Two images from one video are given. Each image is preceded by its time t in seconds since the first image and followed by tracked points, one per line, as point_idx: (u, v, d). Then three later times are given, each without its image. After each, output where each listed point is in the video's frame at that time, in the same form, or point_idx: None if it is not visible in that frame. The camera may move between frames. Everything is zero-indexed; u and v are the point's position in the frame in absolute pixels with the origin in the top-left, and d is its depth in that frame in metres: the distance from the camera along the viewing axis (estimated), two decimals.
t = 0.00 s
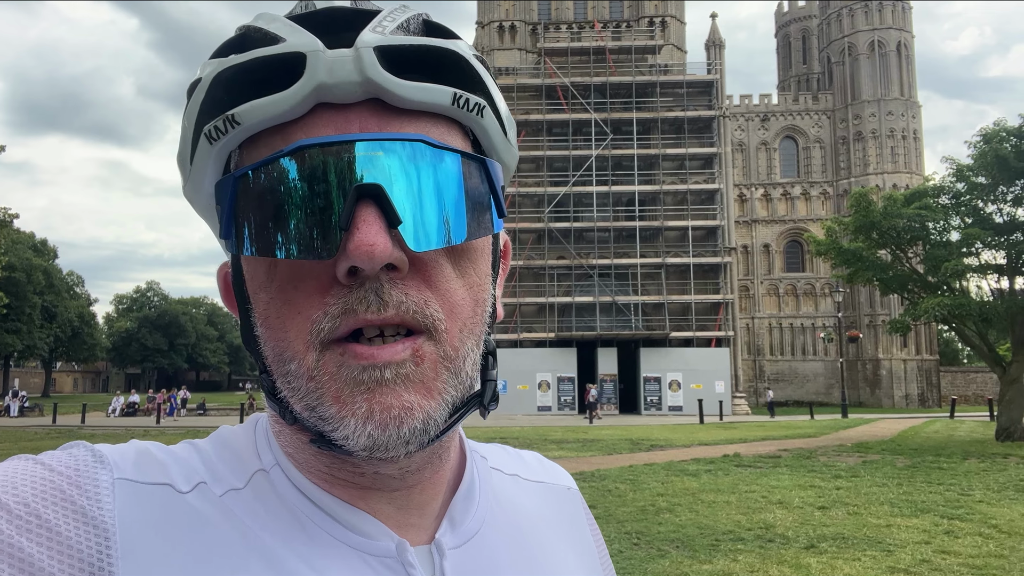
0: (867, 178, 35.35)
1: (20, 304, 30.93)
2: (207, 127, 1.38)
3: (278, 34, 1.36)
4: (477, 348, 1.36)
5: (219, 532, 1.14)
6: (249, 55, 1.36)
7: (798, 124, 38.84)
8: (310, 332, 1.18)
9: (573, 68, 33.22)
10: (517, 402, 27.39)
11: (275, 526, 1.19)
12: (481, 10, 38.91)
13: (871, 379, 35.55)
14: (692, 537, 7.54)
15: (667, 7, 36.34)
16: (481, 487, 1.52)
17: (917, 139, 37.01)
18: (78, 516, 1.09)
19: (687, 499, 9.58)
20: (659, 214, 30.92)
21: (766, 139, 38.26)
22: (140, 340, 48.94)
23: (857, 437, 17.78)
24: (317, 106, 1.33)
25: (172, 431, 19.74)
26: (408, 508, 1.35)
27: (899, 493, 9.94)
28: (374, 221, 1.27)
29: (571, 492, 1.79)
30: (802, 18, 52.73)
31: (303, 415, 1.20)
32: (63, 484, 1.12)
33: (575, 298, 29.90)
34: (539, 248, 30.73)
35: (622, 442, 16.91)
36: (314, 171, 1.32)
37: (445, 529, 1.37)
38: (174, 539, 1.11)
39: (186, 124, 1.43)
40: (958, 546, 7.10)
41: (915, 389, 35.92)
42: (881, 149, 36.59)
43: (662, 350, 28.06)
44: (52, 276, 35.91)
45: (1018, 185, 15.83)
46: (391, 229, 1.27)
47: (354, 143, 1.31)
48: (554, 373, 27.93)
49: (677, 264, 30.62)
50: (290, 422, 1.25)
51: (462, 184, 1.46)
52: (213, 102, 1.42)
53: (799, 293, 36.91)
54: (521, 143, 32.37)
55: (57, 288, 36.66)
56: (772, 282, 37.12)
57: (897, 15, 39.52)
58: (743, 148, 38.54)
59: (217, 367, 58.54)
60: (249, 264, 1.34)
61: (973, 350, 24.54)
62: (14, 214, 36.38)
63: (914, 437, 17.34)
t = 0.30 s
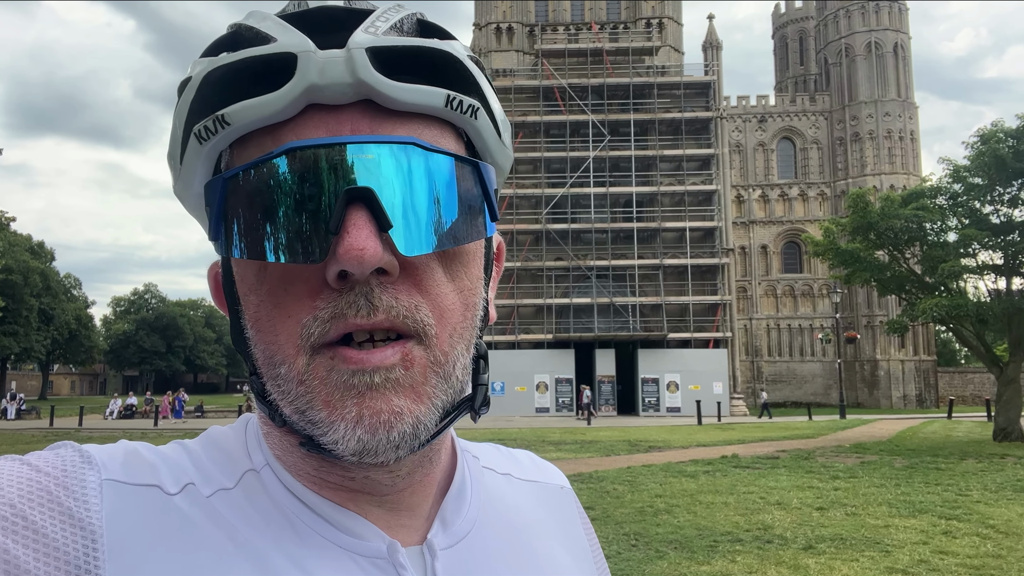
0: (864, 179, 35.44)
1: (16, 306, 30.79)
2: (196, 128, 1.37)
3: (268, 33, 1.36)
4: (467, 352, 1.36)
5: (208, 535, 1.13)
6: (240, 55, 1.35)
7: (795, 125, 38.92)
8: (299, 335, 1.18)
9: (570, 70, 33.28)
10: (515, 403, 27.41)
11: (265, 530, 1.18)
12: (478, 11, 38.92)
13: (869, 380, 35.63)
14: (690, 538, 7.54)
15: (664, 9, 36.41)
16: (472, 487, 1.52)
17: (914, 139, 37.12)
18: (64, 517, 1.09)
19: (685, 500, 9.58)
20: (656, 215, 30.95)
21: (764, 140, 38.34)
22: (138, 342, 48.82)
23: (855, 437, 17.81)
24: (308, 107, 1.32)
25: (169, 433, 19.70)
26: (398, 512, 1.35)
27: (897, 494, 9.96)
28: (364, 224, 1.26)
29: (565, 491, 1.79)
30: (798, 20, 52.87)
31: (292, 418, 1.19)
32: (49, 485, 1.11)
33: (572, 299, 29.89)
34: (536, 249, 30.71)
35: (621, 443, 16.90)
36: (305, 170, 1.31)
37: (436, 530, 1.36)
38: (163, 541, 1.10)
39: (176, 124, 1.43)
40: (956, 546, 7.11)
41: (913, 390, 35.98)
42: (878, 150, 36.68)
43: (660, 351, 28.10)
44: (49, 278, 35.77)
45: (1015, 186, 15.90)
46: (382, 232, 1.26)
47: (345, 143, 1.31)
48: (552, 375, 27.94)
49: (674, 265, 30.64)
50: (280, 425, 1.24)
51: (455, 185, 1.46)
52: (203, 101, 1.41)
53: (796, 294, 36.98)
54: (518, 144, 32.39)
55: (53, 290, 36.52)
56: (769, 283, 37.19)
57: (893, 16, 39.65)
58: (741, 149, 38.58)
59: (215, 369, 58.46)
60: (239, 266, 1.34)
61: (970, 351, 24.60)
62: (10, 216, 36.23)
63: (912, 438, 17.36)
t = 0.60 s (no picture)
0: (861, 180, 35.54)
1: (13, 309, 30.69)
2: (193, 132, 1.38)
3: (265, 37, 1.36)
4: (462, 357, 1.37)
5: (205, 542, 1.13)
6: (236, 59, 1.36)
7: (793, 126, 39.00)
8: (296, 339, 1.19)
9: (567, 72, 33.31)
10: (514, 404, 27.42)
11: (263, 535, 1.18)
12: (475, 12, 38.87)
13: (867, 380, 35.72)
14: (688, 539, 7.55)
15: (661, 10, 36.45)
16: (472, 491, 1.52)
17: (911, 140, 37.19)
18: (64, 522, 1.09)
19: (684, 501, 9.58)
20: (654, 216, 30.99)
21: (761, 141, 38.40)
22: (135, 344, 48.71)
23: (853, 438, 17.83)
24: (304, 110, 1.33)
25: (167, 436, 19.67)
26: (396, 515, 1.35)
27: (895, 494, 9.97)
28: (360, 229, 1.27)
29: (565, 493, 1.80)
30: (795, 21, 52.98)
31: (289, 422, 1.20)
32: (47, 491, 1.12)
33: (570, 300, 29.91)
34: (534, 251, 30.72)
35: (620, 444, 16.92)
36: (303, 174, 1.31)
37: (436, 534, 1.37)
38: (161, 549, 1.11)
39: (173, 128, 1.43)
40: (954, 546, 7.13)
41: (910, 390, 36.08)
42: (875, 151, 36.75)
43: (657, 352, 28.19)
44: (46, 280, 35.67)
45: (1012, 186, 15.95)
46: (378, 235, 1.27)
47: (342, 146, 1.31)
48: (550, 376, 27.97)
49: (672, 266, 30.66)
50: (277, 429, 1.25)
51: (452, 189, 1.47)
52: (200, 104, 1.41)
53: (794, 295, 37.05)
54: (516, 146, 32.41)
55: (50, 292, 36.40)
56: (767, 284, 37.26)
57: (890, 17, 39.73)
58: (738, 150, 38.61)
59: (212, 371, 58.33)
60: (236, 271, 1.34)
61: (968, 351, 24.68)
62: (6, 218, 36.12)
63: (910, 438, 17.39)
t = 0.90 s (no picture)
0: (859, 180, 35.64)
1: (10, 311, 30.61)
2: (198, 126, 1.41)
3: (267, 32, 1.39)
4: (467, 349, 1.39)
5: (212, 534, 1.16)
6: (240, 53, 1.38)
7: (790, 127, 39.14)
8: (299, 331, 1.21)
9: (565, 73, 33.37)
10: (513, 406, 27.41)
11: (267, 527, 1.21)
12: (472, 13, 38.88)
13: (865, 381, 35.77)
14: (687, 539, 7.58)
15: (659, 11, 36.54)
16: (477, 485, 1.55)
17: (908, 141, 37.31)
18: (72, 515, 1.12)
19: (683, 501, 9.62)
20: (652, 217, 31.05)
21: (758, 141, 38.49)
22: (133, 346, 48.58)
23: (852, 438, 17.84)
24: (306, 104, 1.36)
25: (166, 438, 19.70)
26: (401, 506, 1.37)
27: (893, 494, 10.01)
28: (361, 220, 1.29)
29: (568, 489, 1.83)
30: (792, 22, 53.09)
31: (293, 414, 1.22)
32: (56, 483, 1.14)
33: (569, 301, 30.02)
34: (532, 252, 30.76)
35: (618, 445, 16.91)
36: (307, 169, 1.34)
37: (442, 526, 1.39)
38: (171, 537, 1.13)
39: (177, 122, 1.46)
40: (952, 545, 7.17)
41: (908, 390, 36.12)
42: (872, 151, 36.84)
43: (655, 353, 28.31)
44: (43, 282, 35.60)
45: (1008, 186, 16.02)
46: (379, 228, 1.29)
47: (346, 140, 1.34)
48: (549, 377, 27.96)
49: (670, 267, 30.70)
50: (283, 422, 1.27)
51: (455, 181, 1.49)
52: (203, 99, 1.44)
53: (792, 295, 37.13)
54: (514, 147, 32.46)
55: (48, 295, 36.33)
56: (765, 285, 37.31)
57: (887, 18, 39.88)
58: (736, 151, 38.68)
59: (209, 374, 58.18)
60: (241, 263, 1.37)
61: (966, 352, 24.72)
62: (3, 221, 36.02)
63: (908, 438, 17.40)
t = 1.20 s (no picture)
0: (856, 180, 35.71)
1: (9, 313, 30.59)
2: (201, 126, 1.43)
3: (270, 32, 1.40)
4: (468, 349, 1.40)
5: (218, 530, 1.18)
6: (242, 53, 1.39)
7: (788, 127, 39.24)
8: (300, 331, 1.23)
9: (563, 73, 33.42)
10: (512, 406, 27.48)
11: (273, 523, 1.23)
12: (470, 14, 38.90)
13: (864, 380, 35.83)
14: (686, 539, 7.59)
15: (657, 11, 36.60)
16: (481, 485, 1.57)
17: (905, 141, 37.42)
18: (77, 514, 1.13)
19: (682, 501, 9.64)
20: (650, 217, 31.09)
21: (756, 142, 38.55)
22: (131, 348, 48.49)
23: (850, 438, 17.84)
24: (308, 103, 1.38)
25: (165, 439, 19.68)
26: (406, 506, 1.39)
27: (891, 493, 10.05)
28: (362, 219, 1.31)
29: (572, 489, 1.84)
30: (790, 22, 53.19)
31: (295, 413, 1.24)
32: (61, 483, 1.16)
33: (567, 302, 30.06)
34: (531, 252, 30.78)
35: (616, 446, 16.94)
36: (310, 166, 1.35)
37: (446, 526, 1.41)
38: (175, 536, 1.14)
39: (180, 123, 1.48)
40: (951, 545, 7.19)
41: (907, 390, 36.13)
42: (870, 151, 36.91)
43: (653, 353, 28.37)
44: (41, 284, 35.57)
45: (1006, 186, 16.08)
46: (380, 227, 1.31)
47: (348, 139, 1.35)
48: (548, 377, 28.02)
49: (669, 267, 30.71)
50: (285, 421, 1.28)
51: (458, 180, 1.51)
52: (207, 100, 1.45)
53: (790, 295, 37.17)
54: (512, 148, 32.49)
55: (46, 296, 36.31)
56: (763, 285, 37.35)
57: (884, 18, 39.98)
58: (734, 151, 38.74)
59: (208, 375, 58.12)
60: (244, 263, 1.39)
61: (965, 351, 24.76)
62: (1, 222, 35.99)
63: (907, 438, 17.41)
